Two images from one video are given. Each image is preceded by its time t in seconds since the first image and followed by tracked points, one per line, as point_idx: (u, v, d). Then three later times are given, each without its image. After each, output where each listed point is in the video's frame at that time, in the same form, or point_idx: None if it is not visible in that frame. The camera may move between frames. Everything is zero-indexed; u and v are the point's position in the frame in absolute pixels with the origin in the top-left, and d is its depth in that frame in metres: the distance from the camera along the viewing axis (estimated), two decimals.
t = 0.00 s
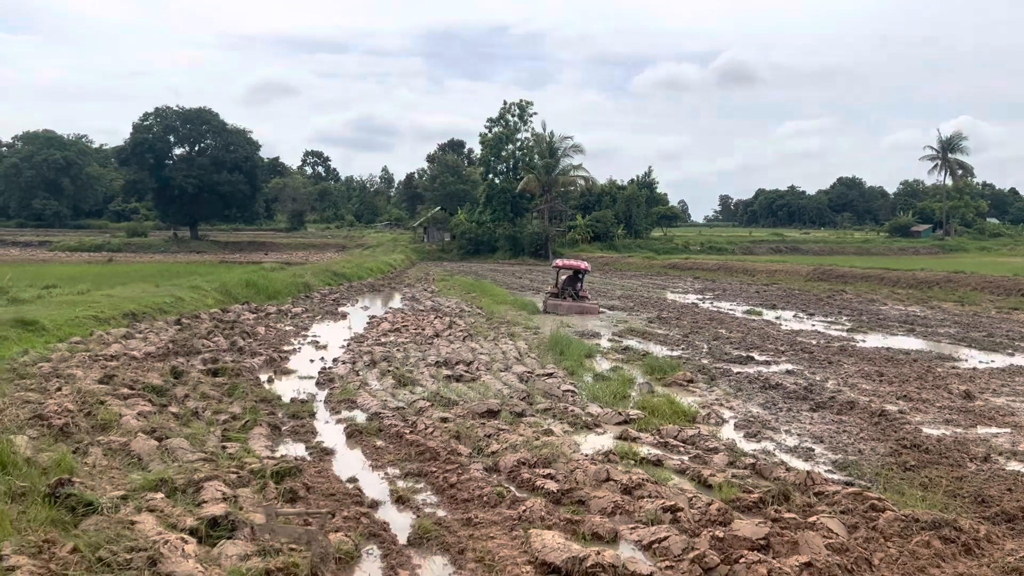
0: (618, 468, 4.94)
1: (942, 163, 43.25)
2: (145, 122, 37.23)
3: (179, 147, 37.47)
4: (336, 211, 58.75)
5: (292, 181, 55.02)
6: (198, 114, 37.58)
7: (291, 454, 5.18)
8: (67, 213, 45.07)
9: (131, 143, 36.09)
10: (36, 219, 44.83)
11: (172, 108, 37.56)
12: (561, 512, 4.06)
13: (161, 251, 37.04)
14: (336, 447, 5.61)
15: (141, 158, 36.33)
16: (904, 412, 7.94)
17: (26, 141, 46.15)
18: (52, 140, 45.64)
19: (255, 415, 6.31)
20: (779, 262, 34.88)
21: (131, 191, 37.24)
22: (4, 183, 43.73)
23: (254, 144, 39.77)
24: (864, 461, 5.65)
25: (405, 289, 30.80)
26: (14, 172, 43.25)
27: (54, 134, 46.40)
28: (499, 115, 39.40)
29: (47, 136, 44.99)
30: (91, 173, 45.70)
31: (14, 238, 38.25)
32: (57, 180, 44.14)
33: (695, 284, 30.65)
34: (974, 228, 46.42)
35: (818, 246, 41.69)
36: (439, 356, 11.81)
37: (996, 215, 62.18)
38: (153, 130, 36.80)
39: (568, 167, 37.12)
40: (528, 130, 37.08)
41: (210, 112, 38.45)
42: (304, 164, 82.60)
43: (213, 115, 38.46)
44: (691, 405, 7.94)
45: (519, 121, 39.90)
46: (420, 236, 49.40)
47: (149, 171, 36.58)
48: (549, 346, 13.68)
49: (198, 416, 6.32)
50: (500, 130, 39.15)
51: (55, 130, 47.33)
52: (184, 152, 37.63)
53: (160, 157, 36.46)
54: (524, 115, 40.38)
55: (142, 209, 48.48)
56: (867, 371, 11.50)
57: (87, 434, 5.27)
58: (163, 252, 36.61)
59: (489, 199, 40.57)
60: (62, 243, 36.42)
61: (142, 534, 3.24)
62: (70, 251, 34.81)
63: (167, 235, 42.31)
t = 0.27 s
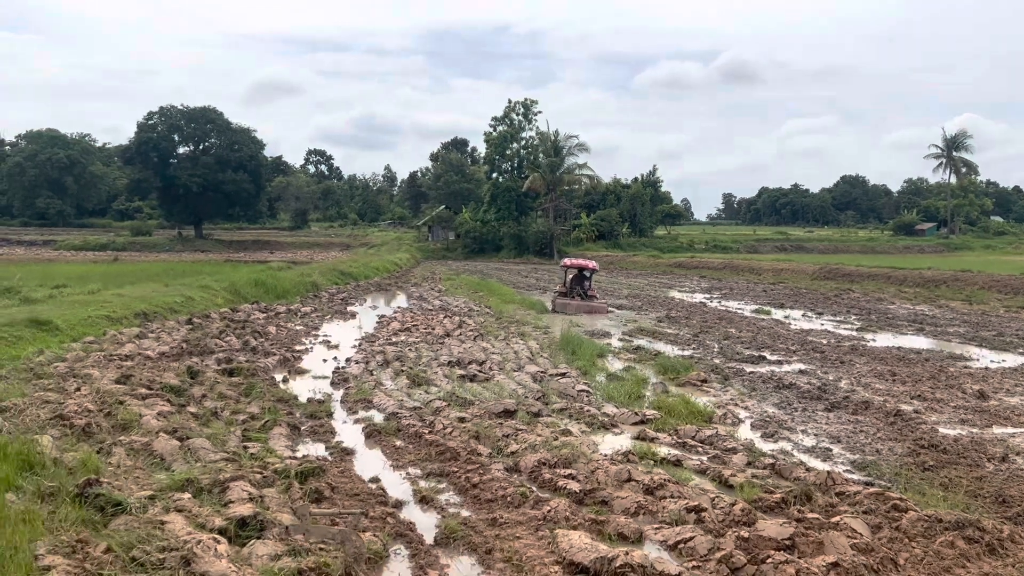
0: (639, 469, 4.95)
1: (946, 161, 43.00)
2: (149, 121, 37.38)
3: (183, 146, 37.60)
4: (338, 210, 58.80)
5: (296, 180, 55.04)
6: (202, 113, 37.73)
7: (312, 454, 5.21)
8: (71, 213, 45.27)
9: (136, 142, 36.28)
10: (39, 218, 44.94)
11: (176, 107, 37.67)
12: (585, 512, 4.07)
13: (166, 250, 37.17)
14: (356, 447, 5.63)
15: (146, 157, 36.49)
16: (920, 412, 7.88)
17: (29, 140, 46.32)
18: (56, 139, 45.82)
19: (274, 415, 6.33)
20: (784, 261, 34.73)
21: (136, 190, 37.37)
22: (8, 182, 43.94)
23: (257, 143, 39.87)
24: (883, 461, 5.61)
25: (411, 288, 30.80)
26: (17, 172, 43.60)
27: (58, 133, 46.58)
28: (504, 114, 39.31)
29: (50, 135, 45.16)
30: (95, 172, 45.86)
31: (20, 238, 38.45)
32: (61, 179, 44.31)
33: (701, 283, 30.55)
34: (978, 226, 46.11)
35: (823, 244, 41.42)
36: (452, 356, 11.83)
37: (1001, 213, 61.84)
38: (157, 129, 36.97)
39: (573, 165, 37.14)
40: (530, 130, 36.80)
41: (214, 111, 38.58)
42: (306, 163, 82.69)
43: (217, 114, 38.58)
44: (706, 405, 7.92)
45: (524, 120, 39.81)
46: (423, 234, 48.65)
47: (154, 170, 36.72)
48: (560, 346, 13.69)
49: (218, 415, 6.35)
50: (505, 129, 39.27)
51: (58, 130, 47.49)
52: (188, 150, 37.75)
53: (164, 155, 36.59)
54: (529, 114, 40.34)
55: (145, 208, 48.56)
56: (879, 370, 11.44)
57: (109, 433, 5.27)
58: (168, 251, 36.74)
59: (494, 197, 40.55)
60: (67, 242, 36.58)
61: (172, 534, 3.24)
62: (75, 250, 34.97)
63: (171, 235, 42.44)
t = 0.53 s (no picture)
0: (660, 468, 4.92)
1: (944, 161, 42.97)
2: (148, 122, 37.47)
3: (183, 147, 37.65)
4: (336, 211, 58.83)
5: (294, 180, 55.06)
6: (202, 114, 37.79)
7: (332, 454, 5.20)
8: (69, 214, 45.33)
9: (136, 143, 36.38)
10: (37, 219, 44.99)
11: (176, 108, 37.70)
12: (610, 511, 4.05)
13: (166, 251, 37.21)
14: (374, 447, 5.62)
15: (145, 158, 36.57)
16: (935, 410, 7.83)
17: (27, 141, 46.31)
18: (54, 140, 45.85)
19: (291, 416, 6.32)
20: (785, 261, 34.69)
21: (136, 191, 37.41)
22: (6, 183, 43.98)
23: (257, 143, 39.90)
24: (902, 459, 5.57)
25: (414, 288, 30.79)
26: (15, 172, 43.66)
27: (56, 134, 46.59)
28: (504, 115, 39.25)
29: (49, 136, 45.19)
30: (93, 172, 45.89)
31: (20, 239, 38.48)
32: (59, 180, 44.32)
33: (703, 283, 30.51)
34: (976, 226, 46.03)
35: (822, 244, 41.32)
36: (462, 356, 11.82)
37: (998, 213, 61.85)
38: (156, 130, 37.05)
39: (574, 166, 36.80)
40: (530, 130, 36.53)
41: (213, 112, 38.64)
42: (304, 163, 82.77)
43: (217, 115, 38.64)
44: (720, 404, 7.89)
45: (524, 120, 39.69)
46: (422, 235, 47.99)
47: (153, 171, 36.78)
48: (570, 346, 13.65)
49: (234, 415, 6.33)
50: (505, 130, 39.15)
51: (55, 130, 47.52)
52: (188, 151, 37.78)
53: (163, 156, 36.66)
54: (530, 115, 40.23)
55: (143, 209, 48.54)
56: (890, 369, 11.39)
57: (128, 433, 5.25)
58: (168, 252, 36.77)
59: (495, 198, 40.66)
60: (67, 243, 36.62)
61: (200, 535, 3.19)
62: (74, 251, 35.00)
63: (171, 236, 42.47)
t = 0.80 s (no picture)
0: (678, 473, 4.90)
1: (936, 161, 43.10)
2: (142, 122, 37.39)
3: (177, 148, 37.55)
4: (329, 211, 58.71)
5: (286, 181, 54.92)
6: (195, 114, 37.69)
7: (348, 458, 5.16)
8: (59, 214, 45.15)
9: (128, 144, 36.32)
10: (28, 220, 44.77)
11: (168, 108, 37.71)
12: (632, 515, 4.03)
13: (159, 252, 37.10)
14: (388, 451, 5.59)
15: (138, 158, 36.50)
16: (944, 412, 7.82)
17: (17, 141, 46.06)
18: (45, 141, 45.62)
19: (303, 419, 6.28)
20: (779, 262, 34.75)
21: (130, 192, 37.27)
22: None
23: (251, 144, 39.80)
24: (919, 461, 5.55)
25: (411, 289, 30.74)
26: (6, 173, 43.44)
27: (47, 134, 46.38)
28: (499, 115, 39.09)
29: (40, 136, 44.95)
30: (84, 173, 45.71)
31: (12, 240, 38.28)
32: (50, 181, 44.09)
33: (700, 283, 30.53)
34: (967, 226, 46.30)
35: (816, 244, 41.34)
36: (469, 358, 11.79)
37: (988, 213, 62.21)
38: (150, 131, 36.98)
39: (568, 167, 36.80)
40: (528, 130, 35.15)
41: (207, 112, 38.55)
42: (297, 164, 82.66)
43: (211, 115, 38.53)
44: (730, 407, 7.88)
45: (519, 120, 39.36)
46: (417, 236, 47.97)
47: (146, 172, 36.68)
48: (574, 348, 13.61)
49: (245, 419, 6.29)
50: (499, 130, 38.42)
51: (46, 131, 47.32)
52: (182, 151, 37.66)
53: (156, 157, 36.58)
54: (524, 115, 40.22)
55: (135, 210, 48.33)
56: (895, 370, 11.39)
57: (141, 437, 5.20)
58: (161, 253, 36.64)
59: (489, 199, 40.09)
60: (60, 244, 36.45)
61: (225, 542, 3.14)
62: (67, 252, 34.85)
63: (164, 237, 42.33)
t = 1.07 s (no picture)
0: (690, 472, 4.88)
1: (923, 163, 43.34)
2: (131, 125, 37.21)
3: (166, 151, 37.36)
4: (319, 214, 58.50)
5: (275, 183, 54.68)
6: (185, 117, 37.52)
7: (358, 459, 5.13)
8: (46, 218, 44.80)
9: (117, 148, 36.15)
10: (14, 223, 44.40)
11: (159, 112, 37.56)
12: (648, 515, 4.01)
13: (149, 256, 36.85)
14: (396, 452, 5.56)
15: (127, 162, 36.33)
16: (948, 410, 7.85)
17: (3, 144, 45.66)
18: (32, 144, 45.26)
19: (309, 421, 6.25)
20: (771, 263, 34.88)
21: (119, 196, 37.03)
22: None
23: (241, 147, 39.64)
24: (927, 458, 5.55)
25: (405, 292, 30.64)
26: None
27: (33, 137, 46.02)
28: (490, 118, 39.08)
29: (27, 140, 44.59)
30: (71, 177, 45.40)
31: None
32: (37, 184, 43.71)
33: (693, 285, 30.59)
34: (954, 228, 46.69)
35: (805, 246, 41.50)
36: (471, 359, 11.75)
37: (975, 215, 62.74)
38: (139, 134, 36.81)
39: (560, 169, 36.90)
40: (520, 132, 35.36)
41: (196, 115, 38.38)
42: (285, 167, 82.39)
43: (200, 118, 38.37)
44: (736, 406, 7.89)
45: (509, 124, 39.42)
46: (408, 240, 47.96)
47: (136, 175, 36.48)
48: (574, 349, 13.59)
49: (252, 419, 6.23)
50: (491, 133, 38.45)
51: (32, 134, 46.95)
52: (171, 155, 37.45)
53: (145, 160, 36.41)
54: (514, 117, 40.34)
55: (123, 213, 48.05)
56: (896, 370, 11.43)
57: (150, 438, 5.14)
58: (150, 257, 36.38)
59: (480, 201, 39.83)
60: (47, 248, 36.15)
61: (245, 543, 3.11)
62: (55, 256, 34.56)
63: (153, 240, 42.06)
